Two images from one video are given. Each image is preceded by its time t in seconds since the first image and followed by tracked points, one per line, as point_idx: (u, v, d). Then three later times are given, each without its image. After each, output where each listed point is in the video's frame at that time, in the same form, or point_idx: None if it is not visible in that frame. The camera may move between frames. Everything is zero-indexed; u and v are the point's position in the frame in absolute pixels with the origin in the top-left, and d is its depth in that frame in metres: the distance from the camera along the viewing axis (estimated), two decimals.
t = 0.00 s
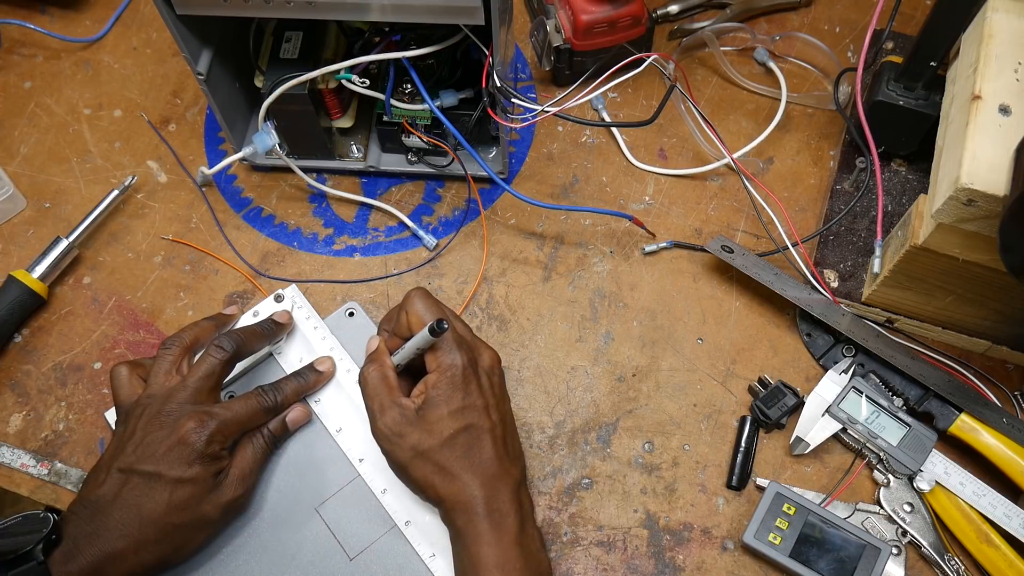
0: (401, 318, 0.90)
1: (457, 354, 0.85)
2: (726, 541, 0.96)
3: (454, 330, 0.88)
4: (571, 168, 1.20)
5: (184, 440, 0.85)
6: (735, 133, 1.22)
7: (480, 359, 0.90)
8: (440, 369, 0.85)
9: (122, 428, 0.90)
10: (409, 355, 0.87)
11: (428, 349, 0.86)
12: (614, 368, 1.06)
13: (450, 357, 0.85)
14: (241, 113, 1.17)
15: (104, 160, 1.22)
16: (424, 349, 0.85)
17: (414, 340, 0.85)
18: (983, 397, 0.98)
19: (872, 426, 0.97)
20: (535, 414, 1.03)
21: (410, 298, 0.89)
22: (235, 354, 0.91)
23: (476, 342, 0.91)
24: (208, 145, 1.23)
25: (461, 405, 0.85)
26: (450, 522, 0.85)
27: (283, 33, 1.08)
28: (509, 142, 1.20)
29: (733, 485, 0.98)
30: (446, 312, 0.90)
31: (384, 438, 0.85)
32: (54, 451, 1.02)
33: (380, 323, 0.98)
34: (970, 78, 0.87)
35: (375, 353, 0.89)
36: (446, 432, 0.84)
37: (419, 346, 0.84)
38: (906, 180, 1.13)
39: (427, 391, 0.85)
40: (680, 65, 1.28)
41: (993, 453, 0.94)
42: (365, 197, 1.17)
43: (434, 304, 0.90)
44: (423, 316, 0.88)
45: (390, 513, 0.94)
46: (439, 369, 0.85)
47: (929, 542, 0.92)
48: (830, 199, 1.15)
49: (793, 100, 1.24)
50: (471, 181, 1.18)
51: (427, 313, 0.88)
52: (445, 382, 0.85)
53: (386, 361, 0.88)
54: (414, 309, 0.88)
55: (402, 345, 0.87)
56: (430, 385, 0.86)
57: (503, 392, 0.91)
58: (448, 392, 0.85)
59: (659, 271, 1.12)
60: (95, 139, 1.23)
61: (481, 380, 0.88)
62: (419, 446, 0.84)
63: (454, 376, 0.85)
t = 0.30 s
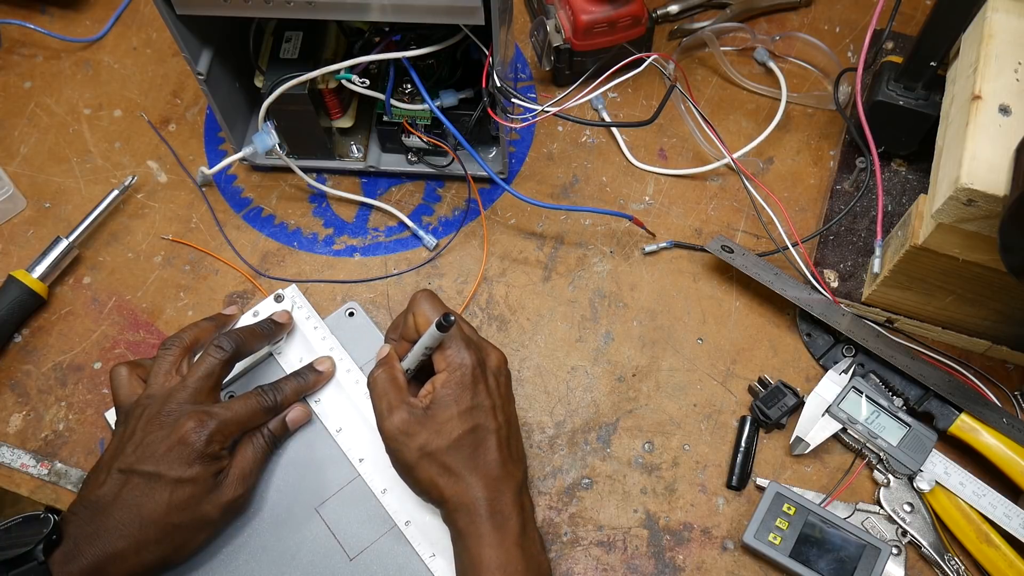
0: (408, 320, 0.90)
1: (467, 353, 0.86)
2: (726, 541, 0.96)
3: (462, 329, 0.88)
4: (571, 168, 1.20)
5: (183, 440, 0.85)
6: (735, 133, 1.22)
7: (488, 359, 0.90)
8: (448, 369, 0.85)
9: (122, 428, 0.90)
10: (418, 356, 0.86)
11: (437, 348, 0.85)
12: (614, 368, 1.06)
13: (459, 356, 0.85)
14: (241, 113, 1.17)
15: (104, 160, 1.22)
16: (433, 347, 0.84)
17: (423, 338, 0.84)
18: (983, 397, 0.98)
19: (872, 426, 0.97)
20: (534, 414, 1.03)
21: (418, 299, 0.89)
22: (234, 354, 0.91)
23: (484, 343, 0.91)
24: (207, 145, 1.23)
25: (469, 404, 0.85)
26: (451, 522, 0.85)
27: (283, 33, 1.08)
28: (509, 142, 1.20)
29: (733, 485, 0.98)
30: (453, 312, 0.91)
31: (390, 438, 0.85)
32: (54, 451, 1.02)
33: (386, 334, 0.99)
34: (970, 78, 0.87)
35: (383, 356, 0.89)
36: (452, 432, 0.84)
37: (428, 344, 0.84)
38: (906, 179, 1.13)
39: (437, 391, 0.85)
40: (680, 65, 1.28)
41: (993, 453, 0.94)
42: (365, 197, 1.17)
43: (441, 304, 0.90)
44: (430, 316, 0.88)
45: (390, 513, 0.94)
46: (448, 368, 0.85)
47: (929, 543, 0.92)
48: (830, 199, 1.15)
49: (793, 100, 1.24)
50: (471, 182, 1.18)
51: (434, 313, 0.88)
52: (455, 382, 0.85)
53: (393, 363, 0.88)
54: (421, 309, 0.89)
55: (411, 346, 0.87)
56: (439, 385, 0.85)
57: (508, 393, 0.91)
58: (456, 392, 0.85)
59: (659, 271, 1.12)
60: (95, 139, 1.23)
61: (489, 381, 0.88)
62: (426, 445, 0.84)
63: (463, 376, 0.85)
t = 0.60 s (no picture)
0: (440, 316, 0.92)
1: (497, 355, 0.88)
2: (726, 541, 0.96)
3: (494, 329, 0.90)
4: (571, 168, 1.20)
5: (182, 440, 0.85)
6: (735, 133, 1.22)
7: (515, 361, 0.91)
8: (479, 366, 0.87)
9: (122, 427, 0.90)
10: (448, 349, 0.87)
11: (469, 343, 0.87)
12: (614, 368, 1.06)
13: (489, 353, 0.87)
14: (241, 113, 1.17)
15: (104, 160, 1.22)
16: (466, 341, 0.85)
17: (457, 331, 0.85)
18: (983, 397, 0.98)
19: (872, 426, 0.97)
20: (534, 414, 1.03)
21: (453, 296, 0.91)
22: (234, 354, 0.91)
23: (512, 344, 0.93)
24: (207, 145, 1.23)
25: (495, 403, 0.86)
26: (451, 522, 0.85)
27: (283, 33, 1.08)
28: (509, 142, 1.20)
29: (733, 485, 0.98)
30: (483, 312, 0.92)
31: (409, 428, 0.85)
32: (54, 451, 1.02)
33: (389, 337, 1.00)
34: (970, 78, 0.87)
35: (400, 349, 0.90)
36: (470, 431, 0.84)
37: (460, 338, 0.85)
38: (906, 179, 1.13)
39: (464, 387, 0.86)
40: (680, 65, 1.28)
41: (993, 453, 0.94)
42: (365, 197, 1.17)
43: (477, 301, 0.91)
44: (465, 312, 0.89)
45: (390, 514, 0.94)
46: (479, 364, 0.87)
47: (929, 543, 0.92)
48: (830, 199, 1.15)
49: (793, 100, 1.24)
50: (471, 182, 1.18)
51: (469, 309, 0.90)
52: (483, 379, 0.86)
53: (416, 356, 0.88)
54: (457, 305, 0.90)
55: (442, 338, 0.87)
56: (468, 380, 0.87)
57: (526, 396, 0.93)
58: (482, 388, 0.86)
59: (659, 271, 1.12)
60: (95, 139, 1.23)
61: (515, 382, 0.89)
62: (434, 443, 0.84)
63: (492, 373, 0.87)
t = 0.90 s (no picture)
0: (422, 318, 0.91)
1: (480, 354, 0.87)
2: (726, 541, 0.96)
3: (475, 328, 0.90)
4: (570, 168, 1.20)
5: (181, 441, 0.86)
6: (735, 133, 1.22)
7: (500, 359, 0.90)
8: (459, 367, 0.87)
9: (122, 428, 0.90)
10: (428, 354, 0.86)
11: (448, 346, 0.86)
12: (614, 368, 1.06)
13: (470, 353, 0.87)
14: (241, 113, 1.17)
15: (104, 160, 1.22)
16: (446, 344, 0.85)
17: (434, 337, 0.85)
18: (983, 397, 0.98)
19: (872, 426, 0.97)
20: (534, 414, 1.03)
21: (433, 297, 0.90)
22: (234, 357, 0.92)
23: (498, 343, 0.92)
24: (207, 145, 1.23)
25: (480, 403, 0.86)
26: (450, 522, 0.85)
27: (283, 33, 1.08)
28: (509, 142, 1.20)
29: (733, 485, 0.98)
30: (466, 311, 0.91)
31: (394, 433, 0.85)
32: (54, 451, 1.02)
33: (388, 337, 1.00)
34: (970, 78, 0.87)
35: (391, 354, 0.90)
36: (456, 433, 0.84)
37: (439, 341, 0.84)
38: (906, 179, 1.13)
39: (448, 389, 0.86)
40: (680, 65, 1.28)
41: (993, 453, 0.94)
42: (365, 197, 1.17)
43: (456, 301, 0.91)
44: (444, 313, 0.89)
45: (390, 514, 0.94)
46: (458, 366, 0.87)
47: (929, 543, 0.92)
48: (830, 199, 1.15)
49: (793, 100, 1.24)
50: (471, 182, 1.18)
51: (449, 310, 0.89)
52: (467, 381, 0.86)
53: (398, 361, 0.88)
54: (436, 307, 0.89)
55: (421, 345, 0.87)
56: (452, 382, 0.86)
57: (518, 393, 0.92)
58: (467, 389, 0.86)
59: (659, 272, 1.12)
60: (95, 139, 1.23)
61: (501, 380, 0.89)
62: (427, 444, 0.84)
63: (475, 374, 0.86)
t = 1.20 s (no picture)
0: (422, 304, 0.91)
1: (474, 351, 0.87)
2: (726, 541, 0.96)
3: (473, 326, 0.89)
4: (570, 168, 1.20)
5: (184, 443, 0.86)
6: (735, 133, 1.22)
7: (495, 356, 0.90)
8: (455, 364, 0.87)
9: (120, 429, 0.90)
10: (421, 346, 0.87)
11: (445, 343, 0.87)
12: (614, 368, 1.06)
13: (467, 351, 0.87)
14: (241, 113, 1.17)
15: (104, 160, 1.22)
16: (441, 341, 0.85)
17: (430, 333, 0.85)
18: (983, 396, 0.98)
19: (872, 426, 0.97)
20: (534, 414, 1.03)
21: (431, 290, 0.90)
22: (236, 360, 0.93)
23: (491, 339, 0.92)
24: (208, 144, 1.23)
25: (472, 400, 0.86)
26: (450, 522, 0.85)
27: (283, 33, 1.08)
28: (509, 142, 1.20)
29: (733, 485, 0.98)
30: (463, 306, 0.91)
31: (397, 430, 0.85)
32: (54, 451, 1.02)
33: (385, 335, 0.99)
34: (970, 78, 0.87)
35: (380, 343, 0.90)
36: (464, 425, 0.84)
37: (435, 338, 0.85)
38: (906, 179, 1.13)
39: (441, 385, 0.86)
40: (680, 65, 1.28)
41: (993, 453, 0.94)
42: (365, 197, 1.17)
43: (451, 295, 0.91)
44: (441, 307, 0.89)
45: (391, 513, 0.94)
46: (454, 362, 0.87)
47: (929, 542, 0.92)
48: (830, 199, 1.15)
49: (793, 100, 1.24)
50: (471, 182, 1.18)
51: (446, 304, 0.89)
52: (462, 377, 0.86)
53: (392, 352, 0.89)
54: (434, 301, 0.89)
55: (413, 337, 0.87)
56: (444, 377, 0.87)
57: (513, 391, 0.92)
58: (461, 386, 0.86)
59: (659, 272, 1.12)
60: (95, 139, 1.23)
61: (494, 377, 0.89)
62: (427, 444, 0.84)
63: (469, 371, 0.86)
